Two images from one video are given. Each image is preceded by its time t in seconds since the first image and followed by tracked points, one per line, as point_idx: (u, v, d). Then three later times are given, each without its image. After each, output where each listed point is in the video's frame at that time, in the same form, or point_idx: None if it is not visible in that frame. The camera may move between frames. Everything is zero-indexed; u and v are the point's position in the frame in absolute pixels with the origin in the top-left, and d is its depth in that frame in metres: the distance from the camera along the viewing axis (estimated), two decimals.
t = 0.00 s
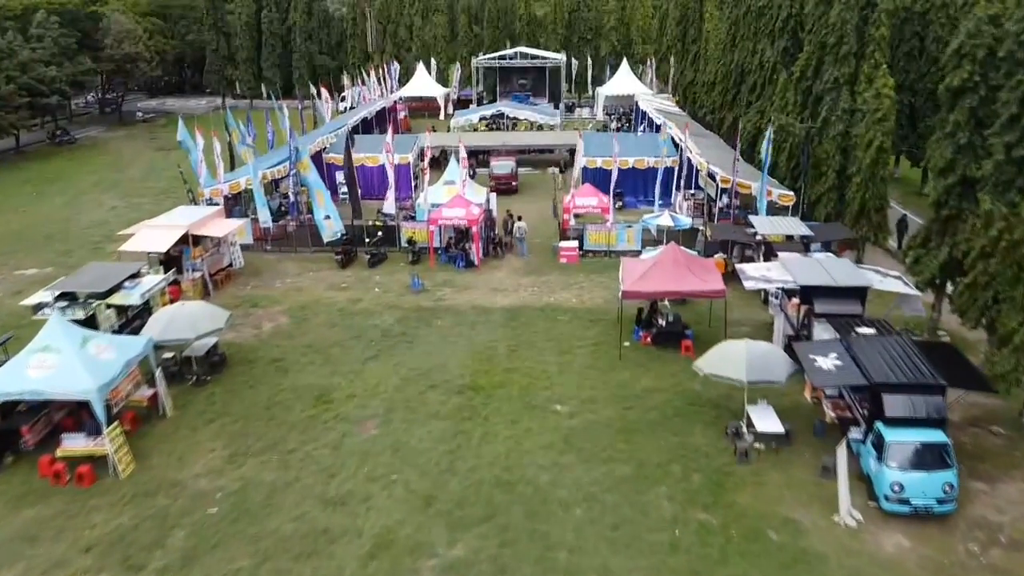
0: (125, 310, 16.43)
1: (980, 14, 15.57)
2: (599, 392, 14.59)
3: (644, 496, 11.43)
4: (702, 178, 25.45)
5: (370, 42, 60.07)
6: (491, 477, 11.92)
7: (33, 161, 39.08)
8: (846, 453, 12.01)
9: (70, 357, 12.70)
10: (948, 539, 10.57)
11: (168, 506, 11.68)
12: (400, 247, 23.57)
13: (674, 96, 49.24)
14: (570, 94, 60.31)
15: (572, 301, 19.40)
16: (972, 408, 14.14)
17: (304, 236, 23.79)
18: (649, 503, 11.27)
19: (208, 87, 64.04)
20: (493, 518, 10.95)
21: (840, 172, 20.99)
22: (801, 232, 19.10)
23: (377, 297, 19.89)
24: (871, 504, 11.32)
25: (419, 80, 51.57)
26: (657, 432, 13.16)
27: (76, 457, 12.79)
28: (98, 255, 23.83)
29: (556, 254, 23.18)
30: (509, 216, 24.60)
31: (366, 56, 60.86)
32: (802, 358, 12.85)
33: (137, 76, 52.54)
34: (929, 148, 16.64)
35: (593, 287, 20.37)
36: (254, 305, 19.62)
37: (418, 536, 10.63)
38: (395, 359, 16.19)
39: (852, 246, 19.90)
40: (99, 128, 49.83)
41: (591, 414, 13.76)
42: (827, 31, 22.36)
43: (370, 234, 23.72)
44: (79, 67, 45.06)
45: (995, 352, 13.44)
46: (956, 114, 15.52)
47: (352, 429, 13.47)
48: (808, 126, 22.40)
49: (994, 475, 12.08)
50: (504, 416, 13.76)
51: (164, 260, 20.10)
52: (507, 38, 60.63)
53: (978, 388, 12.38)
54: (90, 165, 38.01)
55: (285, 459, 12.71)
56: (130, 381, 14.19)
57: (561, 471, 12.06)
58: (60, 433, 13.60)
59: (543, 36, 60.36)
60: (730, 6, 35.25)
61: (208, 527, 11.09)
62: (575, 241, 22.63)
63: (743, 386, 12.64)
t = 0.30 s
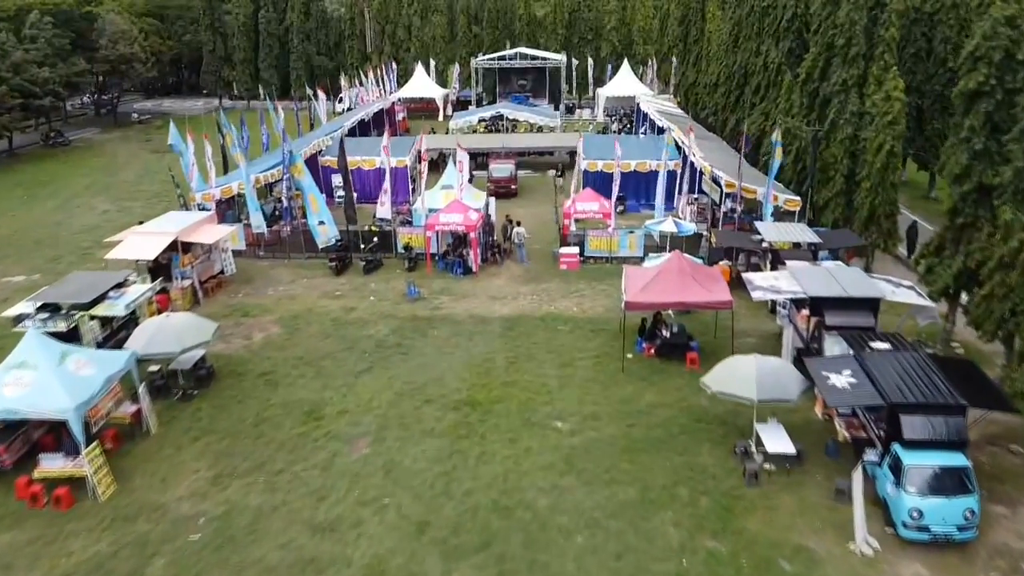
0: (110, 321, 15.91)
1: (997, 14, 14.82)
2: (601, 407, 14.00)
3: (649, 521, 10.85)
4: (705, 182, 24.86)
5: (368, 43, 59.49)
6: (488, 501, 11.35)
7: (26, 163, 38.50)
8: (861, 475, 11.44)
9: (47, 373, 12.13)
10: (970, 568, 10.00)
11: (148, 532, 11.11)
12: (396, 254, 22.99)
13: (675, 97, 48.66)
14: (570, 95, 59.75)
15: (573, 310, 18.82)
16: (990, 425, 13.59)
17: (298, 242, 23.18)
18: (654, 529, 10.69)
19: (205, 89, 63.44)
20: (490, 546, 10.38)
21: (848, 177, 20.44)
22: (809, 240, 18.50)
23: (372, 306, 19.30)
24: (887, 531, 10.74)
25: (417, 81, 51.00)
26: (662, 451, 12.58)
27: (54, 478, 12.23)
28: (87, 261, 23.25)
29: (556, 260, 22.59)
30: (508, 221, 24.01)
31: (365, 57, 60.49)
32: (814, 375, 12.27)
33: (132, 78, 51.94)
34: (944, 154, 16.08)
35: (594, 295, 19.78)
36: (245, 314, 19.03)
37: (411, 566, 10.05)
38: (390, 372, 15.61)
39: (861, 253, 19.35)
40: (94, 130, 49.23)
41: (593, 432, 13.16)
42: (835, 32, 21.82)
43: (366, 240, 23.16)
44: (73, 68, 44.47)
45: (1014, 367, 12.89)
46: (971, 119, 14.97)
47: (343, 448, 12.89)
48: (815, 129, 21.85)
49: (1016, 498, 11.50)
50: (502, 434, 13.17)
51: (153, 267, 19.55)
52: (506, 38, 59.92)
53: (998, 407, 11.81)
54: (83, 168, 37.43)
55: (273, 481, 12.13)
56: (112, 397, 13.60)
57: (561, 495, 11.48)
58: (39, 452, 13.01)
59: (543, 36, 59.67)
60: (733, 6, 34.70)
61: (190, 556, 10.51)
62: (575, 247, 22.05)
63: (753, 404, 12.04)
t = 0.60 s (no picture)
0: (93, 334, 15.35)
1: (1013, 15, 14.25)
2: (603, 425, 13.40)
3: (655, 550, 10.25)
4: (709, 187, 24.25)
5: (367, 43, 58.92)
6: (485, 528, 10.75)
7: (17, 166, 37.89)
8: (878, 501, 10.85)
9: (22, 393, 11.53)
10: None
11: (125, 561, 10.50)
12: (392, 260, 22.39)
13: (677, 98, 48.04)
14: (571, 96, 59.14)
15: (574, 319, 18.22)
16: (1010, 445, 13.00)
17: (291, 248, 22.61)
18: (661, 559, 10.09)
19: (201, 90, 62.81)
20: None
21: (857, 181, 19.84)
22: (817, 247, 17.90)
23: (366, 315, 18.69)
24: (906, 561, 10.15)
25: (416, 82, 50.41)
26: (668, 473, 11.98)
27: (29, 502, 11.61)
28: (75, 268, 22.65)
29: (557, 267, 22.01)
30: (507, 226, 23.40)
31: (362, 57, 60.24)
32: (828, 395, 11.68)
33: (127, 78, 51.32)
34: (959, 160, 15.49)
35: (595, 304, 19.17)
36: (236, 324, 18.43)
37: None
38: (384, 386, 15.01)
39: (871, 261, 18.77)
40: (88, 131, 48.60)
41: (595, 452, 12.56)
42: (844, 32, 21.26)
43: (361, 245, 22.43)
44: (67, 69, 43.84)
45: None
46: (988, 124, 14.36)
47: (334, 469, 12.29)
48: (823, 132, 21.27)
49: None
50: (500, 454, 12.57)
51: (141, 275, 18.99)
52: (506, 38, 59.25)
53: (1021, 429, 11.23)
54: (75, 171, 36.82)
55: (259, 505, 11.53)
56: (91, 416, 12.99)
57: (562, 521, 10.88)
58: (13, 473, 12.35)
59: (543, 37, 59.03)
60: (737, 6, 34.14)
61: None
62: (576, 254, 21.47)
63: (765, 425, 11.44)
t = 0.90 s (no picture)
0: (75, 348, 14.78)
1: None
2: (605, 445, 12.79)
3: None
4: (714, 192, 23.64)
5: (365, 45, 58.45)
6: (481, 560, 10.14)
7: (9, 169, 37.31)
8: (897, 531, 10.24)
9: None
10: None
11: None
12: (387, 267, 21.77)
13: (678, 99, 47.47)
14: (571, 98, 58.60)
15: (574, 330, 17.62)
16: None
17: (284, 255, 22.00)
18: None
19: (198, 91, 62.23)
20: None
21: (867, 187, 19.22)
22: (827, 256, 17.28)
23: (360, 326, 18.08)
24: None
25: (414, 83, 49.88)
26: (675, 498, 11.37)
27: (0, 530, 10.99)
28: (62, 276, 22.06)
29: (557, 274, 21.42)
30: (506, 232, 22.76)
31: (361, 58, 59.77)
32: (844, 416, 11.06)
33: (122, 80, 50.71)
34: (976, 165, 14.78)
35: (597, 314, 18.57)
36: (225, 335, 17.83)
37: None
38: (377, 402, 14.40)
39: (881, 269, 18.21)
40: (82, 133, 48.00)
41: (598, 475, 11.95)
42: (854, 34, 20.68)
43: (356, 252, 21.92)
44: (61, 70, 43.24)
45: None
46: (1007, 130, 13.61)
47: (322, 494, 11.69)
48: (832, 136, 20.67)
49: None
50: (498, 477, 11.95)
51: (129, 284, 18.41)
52: (506, 39, 58.59)
53: None
54: (68, 174, 36.23)
55: (243, 533, 10.93)
56: (68, 437, 12.40)
57: (563, 552, 10.26)
58: None
59: (543, 37, 58.41)
60: (740, 7, 33.57)
61: None
62: (577, 261, 20.87)
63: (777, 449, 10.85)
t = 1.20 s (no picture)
0: (54, 363, 14.18)
1: None
2: (609, 467, 12.16)
3: None
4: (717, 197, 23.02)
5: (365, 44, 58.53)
6: None
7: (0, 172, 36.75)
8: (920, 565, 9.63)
9: None
10: None
11: None
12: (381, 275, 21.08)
13: (680, 101, 46.95)
14: (571, 99, 58.12)
15: (575, 342, 16.99)
16: None
17: (276, 261, 21.41)
18: None
19: (194, 92, 61.72)
20: None
21: (877, 193, 18.64)
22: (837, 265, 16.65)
23: (354, 337, 17.44)
24: None
25: (413, 85, 49.47)
26: (682, 527, 10.74)
27: None
28: (48, 283, 21.46)
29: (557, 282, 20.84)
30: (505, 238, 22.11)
31: (359, 59, 59.35)
32: (863, 442, 10.46)
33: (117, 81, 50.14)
34: (995, 172, 14.07)
35: (598, 325, 17.95)
36: (214, 348, 17.22)
37: None
38: (370, 420, 13.77)
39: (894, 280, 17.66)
40: (76, 135, 47.43)
41: (601, 501, 11.32)
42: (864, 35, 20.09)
43: (350, 259, 21.29)
44: (53, 72, 42.66)
45: None
46: None
47: (310, 521, 11.07)
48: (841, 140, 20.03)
49: None
50: (495, 503, 11.32)
51: (115, 294, 17.84)
52: (506, 39, 57.89)
53: None
54: (60, 178, 35.66)
55: (224, 564, 10.30)
56: (42, 461, 11.76)
57: None
58: None
59: (543, 38, 57.21)
60: (744, 7, 32.99)
61: None
62: (578, 269, 20.25)
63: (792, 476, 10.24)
